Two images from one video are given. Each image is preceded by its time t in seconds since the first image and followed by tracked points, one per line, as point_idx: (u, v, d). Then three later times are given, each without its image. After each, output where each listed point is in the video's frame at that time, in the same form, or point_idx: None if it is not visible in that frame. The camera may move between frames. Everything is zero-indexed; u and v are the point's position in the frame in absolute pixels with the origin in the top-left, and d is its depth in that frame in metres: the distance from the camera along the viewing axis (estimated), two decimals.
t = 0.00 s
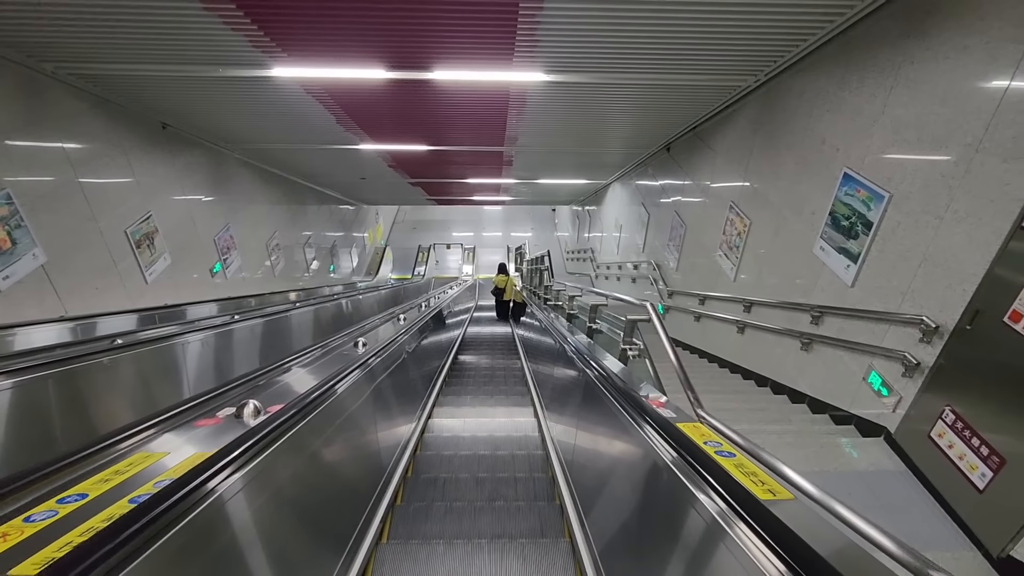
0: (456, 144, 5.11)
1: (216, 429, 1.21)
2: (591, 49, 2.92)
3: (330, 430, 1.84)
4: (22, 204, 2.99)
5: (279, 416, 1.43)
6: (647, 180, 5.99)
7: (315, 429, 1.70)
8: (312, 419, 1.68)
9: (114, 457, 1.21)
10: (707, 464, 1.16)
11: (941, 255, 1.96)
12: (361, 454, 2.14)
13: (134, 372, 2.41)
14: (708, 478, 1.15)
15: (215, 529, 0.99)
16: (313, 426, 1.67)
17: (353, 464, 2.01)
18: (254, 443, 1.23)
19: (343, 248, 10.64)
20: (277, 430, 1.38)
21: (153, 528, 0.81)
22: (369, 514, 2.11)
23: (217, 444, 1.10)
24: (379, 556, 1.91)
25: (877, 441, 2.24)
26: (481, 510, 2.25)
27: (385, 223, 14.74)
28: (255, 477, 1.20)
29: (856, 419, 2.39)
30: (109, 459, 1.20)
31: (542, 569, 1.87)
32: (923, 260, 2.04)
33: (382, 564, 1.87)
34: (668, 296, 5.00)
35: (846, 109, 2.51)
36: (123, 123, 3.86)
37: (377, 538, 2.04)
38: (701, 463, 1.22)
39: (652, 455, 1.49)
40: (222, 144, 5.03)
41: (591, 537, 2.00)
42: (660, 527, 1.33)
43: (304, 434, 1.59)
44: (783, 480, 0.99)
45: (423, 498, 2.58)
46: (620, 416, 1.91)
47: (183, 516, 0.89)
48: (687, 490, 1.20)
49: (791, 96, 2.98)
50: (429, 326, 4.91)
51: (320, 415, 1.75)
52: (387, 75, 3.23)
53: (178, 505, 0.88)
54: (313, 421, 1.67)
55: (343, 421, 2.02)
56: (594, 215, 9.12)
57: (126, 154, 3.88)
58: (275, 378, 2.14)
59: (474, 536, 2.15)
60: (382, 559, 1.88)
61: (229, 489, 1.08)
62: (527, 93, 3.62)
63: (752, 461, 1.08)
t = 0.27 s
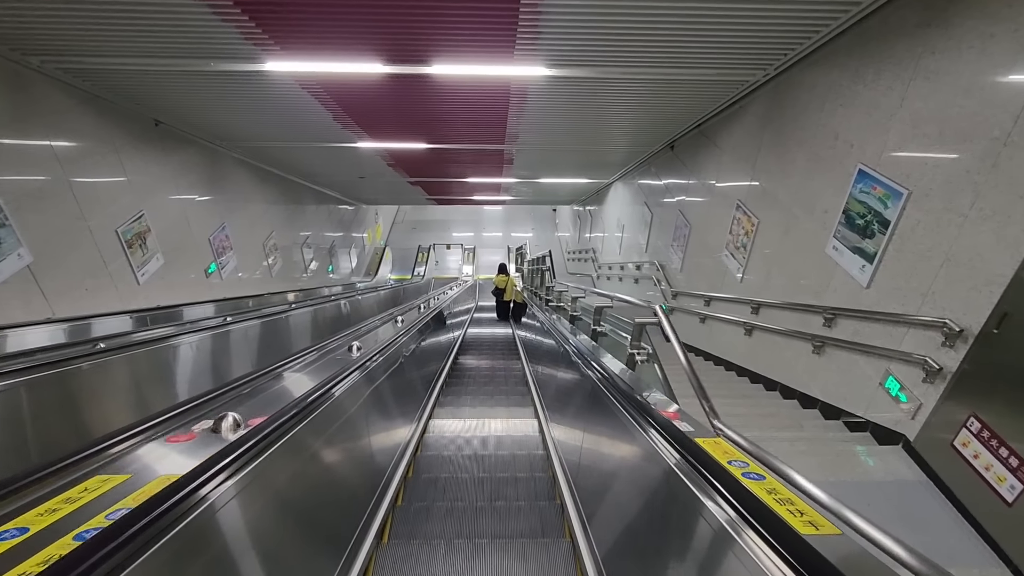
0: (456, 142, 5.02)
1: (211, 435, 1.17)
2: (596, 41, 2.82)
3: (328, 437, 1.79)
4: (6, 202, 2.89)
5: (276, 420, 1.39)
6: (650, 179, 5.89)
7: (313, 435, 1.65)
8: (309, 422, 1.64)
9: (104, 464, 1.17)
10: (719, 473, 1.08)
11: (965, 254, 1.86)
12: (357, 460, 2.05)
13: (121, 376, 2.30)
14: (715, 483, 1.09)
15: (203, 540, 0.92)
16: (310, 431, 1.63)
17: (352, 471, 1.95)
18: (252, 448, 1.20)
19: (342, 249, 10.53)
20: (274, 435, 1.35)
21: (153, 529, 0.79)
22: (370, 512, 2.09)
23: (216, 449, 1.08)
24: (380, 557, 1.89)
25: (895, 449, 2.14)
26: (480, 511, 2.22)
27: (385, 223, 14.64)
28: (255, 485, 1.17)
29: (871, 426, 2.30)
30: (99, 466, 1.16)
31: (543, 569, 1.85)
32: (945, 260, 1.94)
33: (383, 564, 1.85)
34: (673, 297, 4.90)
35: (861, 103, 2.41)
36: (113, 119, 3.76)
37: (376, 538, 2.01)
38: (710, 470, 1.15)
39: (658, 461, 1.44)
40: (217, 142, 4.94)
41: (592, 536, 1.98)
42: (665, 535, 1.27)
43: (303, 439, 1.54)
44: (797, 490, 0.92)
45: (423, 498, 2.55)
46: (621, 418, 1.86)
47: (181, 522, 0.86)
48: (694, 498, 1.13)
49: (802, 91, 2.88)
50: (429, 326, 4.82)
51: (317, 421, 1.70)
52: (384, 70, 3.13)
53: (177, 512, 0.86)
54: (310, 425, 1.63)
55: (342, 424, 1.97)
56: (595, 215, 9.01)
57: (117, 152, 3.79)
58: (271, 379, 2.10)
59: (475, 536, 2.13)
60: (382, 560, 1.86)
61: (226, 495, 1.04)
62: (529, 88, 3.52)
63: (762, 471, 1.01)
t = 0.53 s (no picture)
0: (457, 140, 4.94)
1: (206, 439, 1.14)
2: (602, 35, 2.72)
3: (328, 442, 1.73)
4: None
5: (273, 421, 1.36)
6: (653, 178, 5.79)
7: (312, 438, 1.59)
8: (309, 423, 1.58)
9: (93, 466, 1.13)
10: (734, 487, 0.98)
11: (991, 254, 1.77)
12: (355, 466, 1.96)
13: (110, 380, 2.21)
14: (721, 488, 1.04)
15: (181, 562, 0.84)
16: (309, 433, 1.57)
17: (351, 477, 1.89)
18: (246, 453, 1.17)
19: (342, 249, 10.44)
20: (270, 438, 1.31)
21: (137, 543, 0.76)
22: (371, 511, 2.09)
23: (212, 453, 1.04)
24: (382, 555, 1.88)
25: (915, 458, 2.05)
26: (481, 511, 2.22)
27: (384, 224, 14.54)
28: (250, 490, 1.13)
29: (889, 433, 2.20)
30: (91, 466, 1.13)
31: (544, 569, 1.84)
32: (969, 260, 1.85)
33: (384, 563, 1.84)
34: (677, 298, 4.81)
35: (877, 96, 2.31)
36: (104, 116, 3.67)
37: (377, 537, 2.00)
38: (717, 476, 1.08)
39: (660, 462, 1.38)
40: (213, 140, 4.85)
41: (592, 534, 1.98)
42: (667, 540, 1.22)
43: (300, 444, 1.49)
44: (824, 510, 0.81)
45: (424, 498, 2.53)
46: (621, 417, 1.83)
47: (173, 528, 0.85)
48: (699, 501, 1.07)
49: (813, 86, 2.79)
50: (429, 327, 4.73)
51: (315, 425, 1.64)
52: (382, 64, 3.04)
53: (168, 518, 0.85)
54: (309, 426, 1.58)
55: (342, 427, 1.91)
56: (597, 215, 8.92)
57: (109, 150, 3.70)
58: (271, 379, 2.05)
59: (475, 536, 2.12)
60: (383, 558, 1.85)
61: (219, 502, 1.01)
62: (531, 84, 3.43)
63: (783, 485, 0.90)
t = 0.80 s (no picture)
0: (456, 139, 4.86)
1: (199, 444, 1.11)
2: (606, 27, 2.62)
3: (325, 447, 1.68)
4: None
5: (269, 424, 1.33)
6: (656, 178, 5.70)
7: (308, 443, 1.54)
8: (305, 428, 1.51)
9: (81, 471, 1.09)
10: (754, 504, 0.89)
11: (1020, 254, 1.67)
12: (353, 473, 1.88)
13: (105, 384, 2.13)
14: (728, 496, 1.00)
15: None
16: (306, 439, 1.52)
17: (349, 485, 1.83)
18: (240, 459, 1.14)
19: (340, 250, 10.33)
20: (266, 441, 1.28)
21: (128, 551, 0.74)
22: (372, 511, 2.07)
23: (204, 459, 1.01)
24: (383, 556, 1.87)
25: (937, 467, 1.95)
26: (482, 511, 2.21)
27: (383, 224, 14.43)
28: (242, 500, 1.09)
29: (908, 441, 2.11)
30: (78, 471, 1.09)
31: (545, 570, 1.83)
32: (996, 260, 1.75)
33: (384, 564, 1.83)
34: (680, 300, 4.71)
35: (894, 90, 2.22)
36: (94, 112, 3.58)
37: (378, 537, 2.00)
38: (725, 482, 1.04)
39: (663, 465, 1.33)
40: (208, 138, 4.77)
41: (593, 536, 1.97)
42: (670, 549, 1.17)
43: (295, 450, 1.43)
44: (855, 532, 0.74)
45: (424, 499, 2.52)
46: (620, 417, 1.80)
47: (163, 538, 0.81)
48: (705, 509, 1.02)
49: (824, 80, 2.69)
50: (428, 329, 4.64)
51: (311, 431, 1.57)
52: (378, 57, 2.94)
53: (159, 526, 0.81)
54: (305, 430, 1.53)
55: (340, 430, 1.86)
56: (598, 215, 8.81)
57: (98, 147, 3.60)
58: (268, 380, 2.01)
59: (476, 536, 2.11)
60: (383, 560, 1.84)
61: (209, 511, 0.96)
62: (532, 79, 3.33)
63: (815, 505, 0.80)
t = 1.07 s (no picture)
0: (456, 138, 4.79)
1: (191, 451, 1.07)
2: (611, 20, 2.53)
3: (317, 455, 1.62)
4: None
5: (266, 428, 1.30)
6: (659, 177, 5.61)
7: (301, 451, 1.48)
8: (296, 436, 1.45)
9: (70, 480, 1.06)
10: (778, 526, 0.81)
11: None
12: (344, 482, 1.81)
13: (95, 387, 2.05)
14: (735, 503, 0.96)
15: None
16: (299, 446, 1.46)
17: (340, 494, 1.76)
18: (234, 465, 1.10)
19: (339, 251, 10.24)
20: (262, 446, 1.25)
21: (120, 557, 0.71)
22: (373, 513, 2.10)
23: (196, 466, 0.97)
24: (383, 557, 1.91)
25: (961, 479, 1.85)
26: (483, 511, 2.24)
27: (383, 224, 14.34)
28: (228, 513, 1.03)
29: (927, 450, 2.02)
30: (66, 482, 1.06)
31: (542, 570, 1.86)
32: None
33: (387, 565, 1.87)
34: (685, 301, 4.62)
35: (911, 83, 2.12)
36: (83, 109, 3.49)
37: (380, 537, 2.03)
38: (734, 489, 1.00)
39: (665, 469, 1.30)
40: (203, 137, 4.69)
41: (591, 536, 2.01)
42: (674, 556, 1.15)
43: (286, 460, 1.36)
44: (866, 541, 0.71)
45: (425, 499, 2.54)
46: (620, 419, 1.80)
47: (155, 545, 0.79)
48: (713, 518, 0.98)
49: (836, 75, 2.60)
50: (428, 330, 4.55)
51: (303, 439, 1.51)
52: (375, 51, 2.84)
53: (152, 532, 0.79)
54: (300, 436, 1.48)
55: (335, 436, 1.81)
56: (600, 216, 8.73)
57: (88, 145, 3.51)
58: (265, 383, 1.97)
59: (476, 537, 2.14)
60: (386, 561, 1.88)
61: (200, 520, 0.93)
62: (534, 74, 3.24)
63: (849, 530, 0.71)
